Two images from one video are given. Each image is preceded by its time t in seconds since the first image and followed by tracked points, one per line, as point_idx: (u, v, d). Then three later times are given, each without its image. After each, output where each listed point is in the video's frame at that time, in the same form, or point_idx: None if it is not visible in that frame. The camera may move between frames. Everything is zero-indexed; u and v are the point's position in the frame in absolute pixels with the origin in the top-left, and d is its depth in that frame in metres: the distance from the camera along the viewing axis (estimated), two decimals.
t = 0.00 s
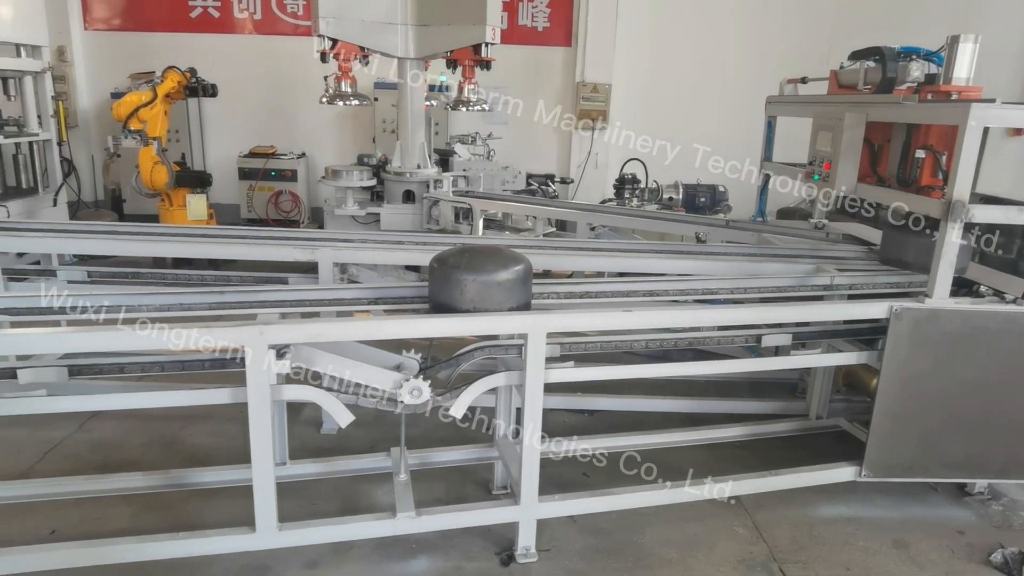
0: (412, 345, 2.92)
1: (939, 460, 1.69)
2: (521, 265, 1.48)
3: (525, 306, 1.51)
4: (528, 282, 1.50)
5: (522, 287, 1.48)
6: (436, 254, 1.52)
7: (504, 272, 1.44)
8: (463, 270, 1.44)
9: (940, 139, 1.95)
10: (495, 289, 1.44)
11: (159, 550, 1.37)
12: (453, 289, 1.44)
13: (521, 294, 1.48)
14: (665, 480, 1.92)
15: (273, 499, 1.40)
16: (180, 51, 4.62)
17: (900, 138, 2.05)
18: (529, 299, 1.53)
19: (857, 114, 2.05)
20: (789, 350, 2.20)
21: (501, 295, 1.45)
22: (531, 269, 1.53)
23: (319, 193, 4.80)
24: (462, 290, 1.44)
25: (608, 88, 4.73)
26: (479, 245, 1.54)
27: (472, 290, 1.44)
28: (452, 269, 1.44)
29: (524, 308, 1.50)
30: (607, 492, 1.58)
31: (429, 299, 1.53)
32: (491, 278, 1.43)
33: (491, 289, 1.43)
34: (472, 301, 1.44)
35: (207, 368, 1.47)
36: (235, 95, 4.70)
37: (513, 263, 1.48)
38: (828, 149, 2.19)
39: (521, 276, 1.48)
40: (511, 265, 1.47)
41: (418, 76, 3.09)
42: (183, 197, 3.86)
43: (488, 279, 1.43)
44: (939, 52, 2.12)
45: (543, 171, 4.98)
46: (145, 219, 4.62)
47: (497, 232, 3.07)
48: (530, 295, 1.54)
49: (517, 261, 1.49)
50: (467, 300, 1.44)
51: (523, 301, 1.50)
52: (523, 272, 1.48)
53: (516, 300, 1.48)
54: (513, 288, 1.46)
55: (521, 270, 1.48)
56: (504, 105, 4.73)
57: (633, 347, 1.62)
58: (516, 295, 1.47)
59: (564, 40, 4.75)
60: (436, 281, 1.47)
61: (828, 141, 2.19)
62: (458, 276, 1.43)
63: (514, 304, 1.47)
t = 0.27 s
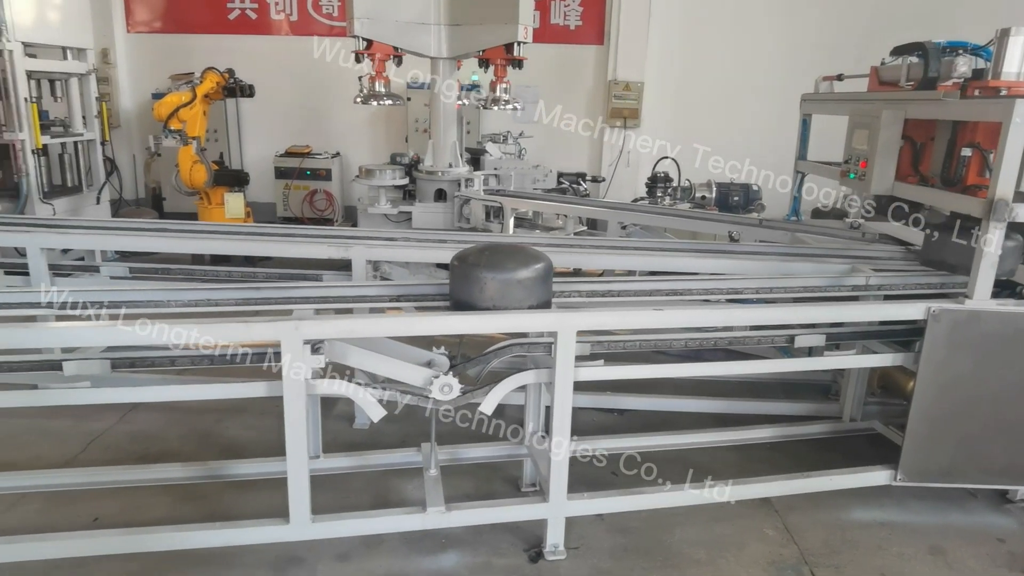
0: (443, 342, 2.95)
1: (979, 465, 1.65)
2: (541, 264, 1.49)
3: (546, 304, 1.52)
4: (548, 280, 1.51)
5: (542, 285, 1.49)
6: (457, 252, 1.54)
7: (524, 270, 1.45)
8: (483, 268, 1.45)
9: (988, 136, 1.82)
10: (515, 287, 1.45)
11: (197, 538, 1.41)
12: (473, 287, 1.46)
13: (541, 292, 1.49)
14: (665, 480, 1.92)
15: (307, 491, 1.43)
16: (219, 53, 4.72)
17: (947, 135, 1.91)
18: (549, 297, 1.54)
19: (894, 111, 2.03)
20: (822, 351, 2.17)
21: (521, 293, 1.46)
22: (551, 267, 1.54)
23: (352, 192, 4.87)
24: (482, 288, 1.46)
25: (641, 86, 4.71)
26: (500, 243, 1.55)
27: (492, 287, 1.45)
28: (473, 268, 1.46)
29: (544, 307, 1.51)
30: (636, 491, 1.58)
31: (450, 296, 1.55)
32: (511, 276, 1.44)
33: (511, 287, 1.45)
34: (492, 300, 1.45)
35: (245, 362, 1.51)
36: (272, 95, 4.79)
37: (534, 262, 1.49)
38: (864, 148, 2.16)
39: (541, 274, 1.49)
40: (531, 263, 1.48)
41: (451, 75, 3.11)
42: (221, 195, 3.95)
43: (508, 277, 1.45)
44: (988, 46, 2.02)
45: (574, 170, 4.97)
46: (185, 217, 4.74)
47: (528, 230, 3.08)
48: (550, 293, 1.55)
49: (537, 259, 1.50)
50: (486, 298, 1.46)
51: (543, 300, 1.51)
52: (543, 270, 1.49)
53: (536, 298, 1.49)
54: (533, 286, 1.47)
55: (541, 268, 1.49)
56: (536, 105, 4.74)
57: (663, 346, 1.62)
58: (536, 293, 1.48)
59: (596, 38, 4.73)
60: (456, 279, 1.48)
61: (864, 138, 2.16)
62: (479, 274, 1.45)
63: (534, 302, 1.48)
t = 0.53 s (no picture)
0: (477, 341, 2.97)
1: None
2: (564, 263, 1.50)
3: (569, 304, 1.52)
4: (572, 280, 1.52)
5: (565, 285, 1.49)
6: (481, 251, 1.55)
7: (547, 270, 1.46)
8: (506, 267, 1.47)
9: None
10: (537, 286, 1.46)
11: (236, 529, 1.45)
12: (496, 286, 1.47)
13: (564, 292, 1.50)
14: (666, 480, 1.91)
15: (343, 484, 1.46)
16: (262, 56, 4.84)
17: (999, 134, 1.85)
18: (573, 297, 1.54)
19: (940, 108, 1.96)
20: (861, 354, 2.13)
21: (544, 293, 1.47)
22: (575, 266, 1.54)
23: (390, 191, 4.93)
24: (505, 287, 1.47)
25: (678, 84, 4.66)
26: (523, 242, 1.56)
27: (515, 286, 1.46)
28: (496, 267, 1.47)
29: (567, 306, 1.51)
30: (668, 492, 1.57)
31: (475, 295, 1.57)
32: (534, 276, 1.45)
33: (534, 287, 1.45)
34: (515, 299, 1.47)
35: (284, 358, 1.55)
36: (313, 96, 4.89)
37: (557, 261, 1.50)
38: (908, 146, 2.10)
39: (564, 274, 1.49)
40: (554, 263, 1.48)
41: (487, 75, 3.13)
42: (263, 195, 4.05)
43: (530, 277, 1.45)
44: None
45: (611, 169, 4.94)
46: (229, 216, 4.86)
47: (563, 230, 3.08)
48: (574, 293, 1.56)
49: (560, 259, 1.50)
50: (509, 298, 1.47)
51: (567, 299, 1.51)
52: (566, 269, 1.49)
53: (559, 298, 1.49)
54: (556, 285, 1.48)
55: (564, 268, 1.49)
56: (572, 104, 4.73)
57: (696, 347, 1.61)
58: (559, 292, 1.49)
59: (634, 36, 4.70)
60: (480, 278, 1.50)
61: (907, 137, 2.11)
62: (501, 274, 1.46)
63: (557, 302, 1.49)
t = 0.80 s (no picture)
0: (506, 339, 2.97)
1: None
2: (582, 262, 1.48)
3: (586, 303, 1.50)
4: (590, 279, 1.50)
5: (583, 284, 1.48)
6: (499, 250, 1.54)
7: (564, 269, 1.45)
8: (523, 266, 1.46)
9: None
10: (554, 285, 1.45)
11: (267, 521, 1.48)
12: (513, 285, 1.46)
13: (582, 291, 1.48)
14: (666, 480, 1.90)
15: (371, 479, 1.48)
16: (298, 56, 4.92)
17: None
18: (591, 296, 1.52)
19: (982, 105, 2.00)
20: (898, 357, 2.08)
21: (561, 292, 1.46)
22: (593, 266, 1.53)
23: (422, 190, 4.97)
24: (522, 286, 1.46)
25: (712, 82, 4.60)
26: (541, 241, 1.55)
27: (532, 286, 1.45)
28: (513, 266, 1.46)
29: (585, 306, 1.50)
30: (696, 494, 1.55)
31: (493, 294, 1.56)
32: (551, 275, 1.44)
33: (550, 286, 1.44)
34: (531, 298, 1.46)
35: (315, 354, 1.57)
36: (347, 96, 4.95)
37: (574, 260, 1.48)
38: (948, 143, 2.14)
39: (581, 273, 1.47)
40: (572, 262, 1.47)
41: (519, 73, 3.13)
42: (298, 193, 4.11)
43: (547, 276, 1.44)
44: None
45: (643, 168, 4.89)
46: (265, 214, 4.96)
47: (594, 229, 3.07)
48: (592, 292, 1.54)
49: (578, 257, 1.49)
50: (526, 297, 1.46)
51: (584, 298, 1.49)
52: (584, 269, 1.48)
53: (576, 297, 1.48)
54: (573, 284, 1.46)
55: (581, 267, 1.48)
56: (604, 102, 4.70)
57: (726, 348, 1.58)
58: (576, 291, 1.47)
59: (667, 34, 4.66)
60: (497, 277, 1.49)
61: (948, 134, 2.14)
62: (518, 273, 1.45)
63: (574, 301, 1.48)
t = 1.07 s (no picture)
0: (529, 338, 2.98)
1: None
2: (593, 262, 1.48)
3: (598, 304, 1.49)
4: (602, 279, 1.49)
5: (595, 284, 1.47)
6: (511, 249, 1.54)
7: (577, 269, 1.44)
8: (535, 265, 1.45)
9: None
10: (565, 285, 1.44)
11: (291, 516, 1.50)
12: (524, 285, 1.46)
13: (593, 291, 1.48)
14: (665, 480, 1.90)
15: (393, 477, 1.48)
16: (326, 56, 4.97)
17: None
18: (603, 296, 1.51)
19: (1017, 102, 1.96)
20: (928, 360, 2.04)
21: (573, 292, 1.45)
22: (605, 265, 1.52)
23: (447, 189, 5.00)
24: (533, 285, 1.45)
25: (740, 80, 4.54)
26: (554, 241, 1.54)
27: (543, 285, 1.44)
28: (525, 265, 1.46)
29: (597, 306, 1.49)
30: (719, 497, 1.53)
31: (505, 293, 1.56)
32: (563, 275, 1.43)
33: (562, 286, 1.44)
34: (543, 298, 1.45)
35: (338, 352, 1.58)
36: (373, 96, 4.99)
37: (586, 260, 1.47)
38: (982, 142, 2.10)
39: (593, 273, 1.47)
40: (584, 262, 1.46)
41: (544, 72, 3.12)
42: (325, 192, 4.16)
43: (559, 276, 1.44)
44: None
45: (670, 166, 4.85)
46: (293, 213, 5.02)
47: (618, 228, 3.06)
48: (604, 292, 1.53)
49: (590, 257, 1.48)
50: (537, 297, 1.46)
51: (596, 298, 1.49)
52: (596, 268, 1.47)
53: (588, 297, 1.47)
54: (585, 284, 1.46)
55: (593, 267, 1.47)
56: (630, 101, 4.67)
57: (750, 350, 1.56)
58: (588, 291, 1.47)
59: (694, 32, 4.61)
60: (509, 276, 1.49)
61: (982, 132, 2.10)
62: (530, 272, 1.45)
63: (586, 301, 1.47)
